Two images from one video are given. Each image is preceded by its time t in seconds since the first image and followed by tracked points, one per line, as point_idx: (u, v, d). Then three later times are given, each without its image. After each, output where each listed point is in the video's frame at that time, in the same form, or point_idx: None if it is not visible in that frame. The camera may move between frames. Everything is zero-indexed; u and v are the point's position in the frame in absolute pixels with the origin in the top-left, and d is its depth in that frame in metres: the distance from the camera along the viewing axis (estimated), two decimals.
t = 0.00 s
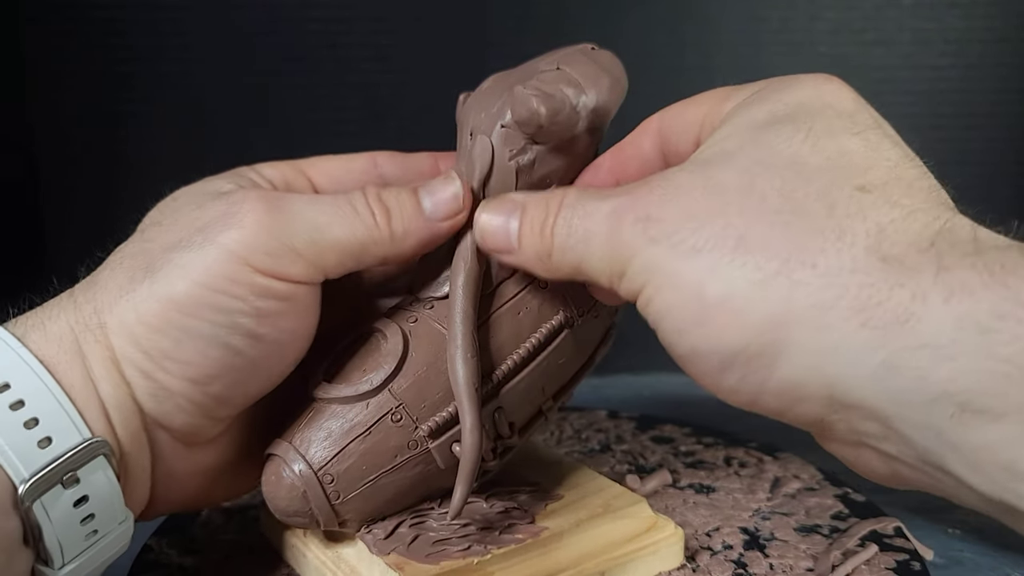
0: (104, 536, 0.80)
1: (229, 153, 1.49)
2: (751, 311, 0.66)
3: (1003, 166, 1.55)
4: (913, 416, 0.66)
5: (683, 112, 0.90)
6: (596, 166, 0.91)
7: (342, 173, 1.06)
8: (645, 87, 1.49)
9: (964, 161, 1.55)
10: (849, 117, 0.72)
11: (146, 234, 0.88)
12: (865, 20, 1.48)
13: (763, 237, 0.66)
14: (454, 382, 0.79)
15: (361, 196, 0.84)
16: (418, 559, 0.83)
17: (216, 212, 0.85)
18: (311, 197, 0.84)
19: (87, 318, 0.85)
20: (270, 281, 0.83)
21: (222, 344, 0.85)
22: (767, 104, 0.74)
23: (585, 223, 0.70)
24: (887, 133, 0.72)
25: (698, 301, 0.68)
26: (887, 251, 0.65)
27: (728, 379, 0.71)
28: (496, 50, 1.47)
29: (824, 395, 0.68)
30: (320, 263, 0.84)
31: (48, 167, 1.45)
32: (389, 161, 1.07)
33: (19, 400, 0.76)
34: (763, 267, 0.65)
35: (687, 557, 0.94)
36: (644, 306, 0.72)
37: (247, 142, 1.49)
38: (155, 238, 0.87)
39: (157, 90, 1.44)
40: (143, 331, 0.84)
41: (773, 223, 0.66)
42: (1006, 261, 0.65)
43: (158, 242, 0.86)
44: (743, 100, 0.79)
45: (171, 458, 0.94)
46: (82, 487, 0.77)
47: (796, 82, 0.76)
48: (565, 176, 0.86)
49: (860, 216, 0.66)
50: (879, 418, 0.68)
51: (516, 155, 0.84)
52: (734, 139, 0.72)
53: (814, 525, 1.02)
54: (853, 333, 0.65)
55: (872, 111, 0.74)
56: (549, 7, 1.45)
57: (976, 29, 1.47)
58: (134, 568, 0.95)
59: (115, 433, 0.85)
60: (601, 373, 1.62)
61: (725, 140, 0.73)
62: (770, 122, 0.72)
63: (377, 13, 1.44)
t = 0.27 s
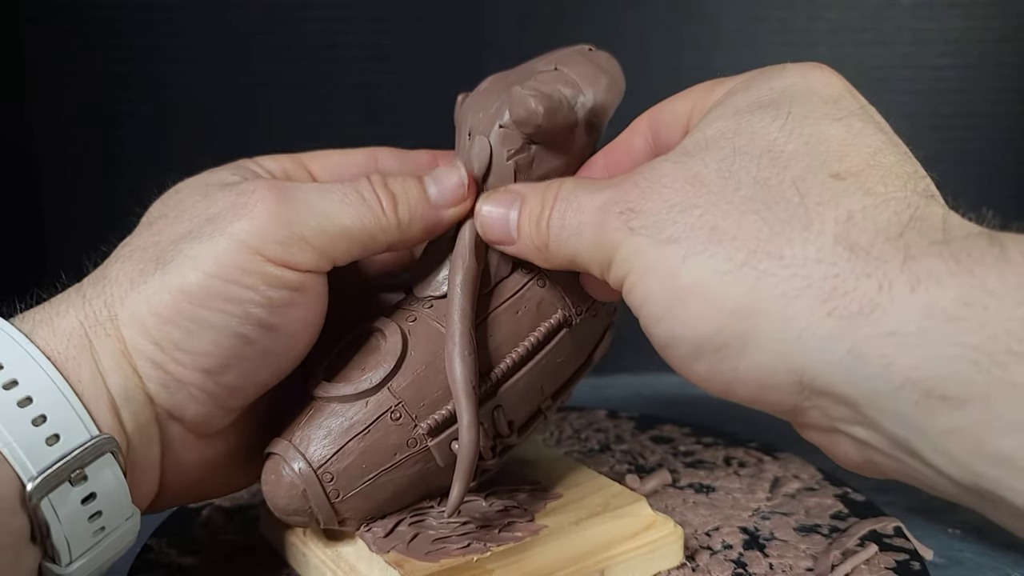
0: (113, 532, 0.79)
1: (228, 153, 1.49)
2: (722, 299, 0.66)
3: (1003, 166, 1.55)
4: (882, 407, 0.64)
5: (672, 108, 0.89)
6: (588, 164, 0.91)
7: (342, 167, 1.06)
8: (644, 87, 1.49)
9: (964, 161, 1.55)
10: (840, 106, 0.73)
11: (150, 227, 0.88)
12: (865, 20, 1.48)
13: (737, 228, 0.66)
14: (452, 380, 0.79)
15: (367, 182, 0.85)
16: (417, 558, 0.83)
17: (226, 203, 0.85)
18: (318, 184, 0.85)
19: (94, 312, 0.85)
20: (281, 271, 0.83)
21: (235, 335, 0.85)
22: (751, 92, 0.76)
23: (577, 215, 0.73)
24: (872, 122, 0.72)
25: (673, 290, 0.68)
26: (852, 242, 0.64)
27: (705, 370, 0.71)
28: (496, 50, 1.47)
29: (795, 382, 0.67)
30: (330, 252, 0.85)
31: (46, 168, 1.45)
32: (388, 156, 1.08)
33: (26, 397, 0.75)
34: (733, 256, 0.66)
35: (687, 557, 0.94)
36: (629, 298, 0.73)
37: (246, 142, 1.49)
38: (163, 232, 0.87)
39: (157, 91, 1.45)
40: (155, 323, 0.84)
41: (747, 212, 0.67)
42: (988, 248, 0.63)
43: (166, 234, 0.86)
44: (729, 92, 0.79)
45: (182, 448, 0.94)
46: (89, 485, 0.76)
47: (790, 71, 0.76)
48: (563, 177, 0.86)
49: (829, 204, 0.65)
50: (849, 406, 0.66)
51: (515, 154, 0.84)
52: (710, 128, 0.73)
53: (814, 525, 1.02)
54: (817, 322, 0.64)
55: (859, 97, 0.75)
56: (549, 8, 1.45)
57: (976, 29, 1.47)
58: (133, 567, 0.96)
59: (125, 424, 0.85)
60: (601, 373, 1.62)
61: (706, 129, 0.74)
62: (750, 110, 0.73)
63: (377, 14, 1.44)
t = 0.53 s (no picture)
0: (124, 534, 0.78)
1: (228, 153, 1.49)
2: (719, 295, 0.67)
3: (1002, 166, 1.55)
4: (881, 404, 0.64)
5: (668, 104, 0.90)
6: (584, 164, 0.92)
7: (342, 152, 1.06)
8: (645, 87, 1.49)
9: (964, 161, 1.55)
10: (834, 101, 0.73)
11: (163, 223, 0.88)
12: (865, 20, 1.48)
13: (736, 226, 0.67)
14: (452, 379, 0.79)
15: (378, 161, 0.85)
16: (417, 556, 0.83)
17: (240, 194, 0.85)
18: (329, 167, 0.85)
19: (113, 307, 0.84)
20: (302, 259, 0.83)
21: (260, 326, 0.84)
22: (747, 87, 0.76)
23: (578, 212, 0.74)
24: (867, 115, 0.73)
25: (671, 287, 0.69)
26: (848, 236, 0.64)
27: (704, 367, 0.71)
28: (496, 50, 1.47)
29: (793, 378, 0.67)
30: (348, 234, 0.85)
31: (46, 168, 1.45)
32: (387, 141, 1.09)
33: (42, 398, 0.74)
34: (730, 252, 0.66)
35: (687, 557, 0.94)
36: (628, 295, 0.73)
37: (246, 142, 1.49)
38: (178, 225, 0.86)
39: (157, 91, 1.45)
40: (179, 320, 0.83)
41: (742, 208, 0.67)
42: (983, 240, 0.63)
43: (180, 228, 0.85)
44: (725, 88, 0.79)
45: (201, 444, 0.93)
46: (104, 487, 0.75)
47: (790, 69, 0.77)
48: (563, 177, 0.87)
49: (824, 199, 0.66)
50: (847, 401, 0.66)
51: (513, 154, 0.84)
52: (707, 124, 0.74)
53: (814, 525, 1.02)
54: (813, 318, 0.64)
55: (854, 91, 0.76)
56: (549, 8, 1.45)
57: (976, 29, 1.47)
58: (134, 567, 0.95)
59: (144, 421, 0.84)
60: (601, 372, 1.62)
61: (705, 125, 0.74)
62: (745, 105, 0.74)
63: (377, 13, 1.45)
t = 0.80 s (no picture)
0: (130, 516, 0.78)
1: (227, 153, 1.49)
2: (727, 284, 0.66)
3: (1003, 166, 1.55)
4: (887, 390, 0.64)
5: (668, 102, 0.90)
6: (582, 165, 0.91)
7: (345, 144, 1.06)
8: (645, 87, 1.49)
9: (964, 161, 1.55)
10: (836, 96, 0.73)
11: (161, 198, 0.86)
12: (864, 20, 1.48)
13: (746, 214, 0.66)
14: (452, 379, 0.79)
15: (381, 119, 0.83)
16: (417, 557, 0.83)
17: (240, 162, 0.84)
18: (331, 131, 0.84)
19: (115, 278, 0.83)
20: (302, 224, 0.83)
21: (264, 291, 0.83)
22: (748, 83, 0.76)
23: (581, 213, 0.75)
24: (868, 108, 0.73)
25: (678, 278, 0.68)
26: (856, 221, 0.64)
27: (712, 358, 0.71)
28: (496, 50, 1.47)
29: (802, 367, 0.67)
30: (353, 198, 0.84)
31: (45, 167, 1.45)
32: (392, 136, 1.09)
33: (41, 376, 0.73)
34: (736, 244, 0.66)
35: (687, 557, 0.94)
36: (634, 290, 0.73)
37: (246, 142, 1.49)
38: (180, 198, 0.85)
39: (156, 91, 1.45)
40: (185, 288, 0.82)
41: (749, 199, 0.67)
42: (993, 227, 0.62)
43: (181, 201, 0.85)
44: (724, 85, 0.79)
45: (211, 422, 0.90)
46: (105, 467, 0.75)
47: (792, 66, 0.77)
48: (563, 176, 0.86)
49: (831, 187, 0.65)
50: (860, 391, 0.66)
51: (513, 153, 0.84)
52: (709, 122, 0.74)
53: (814, 525, 1.02)
54: (822, 308, 0.63)
55: (854, 86, 0.76)
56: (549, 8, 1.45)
57: (976, 29, 1.47)
58: (133, 567, 0.95)
59: (150, 397, 0.82)
60: (601, 372, 1.62)
61: (706, 121, 0.74)
62: (745, 101, 0.74)
63: (377, 14, 1.45)
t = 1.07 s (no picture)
0: (139, 496, 0.77)
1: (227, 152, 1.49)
2: (730, 284, 0.66)
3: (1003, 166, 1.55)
4: (895, 384, 0.64)
5: (667, 99, 0.90)
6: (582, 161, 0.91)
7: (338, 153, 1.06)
8: (645, 87, 1.49)
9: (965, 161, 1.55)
10: (835, 92, 0.74)
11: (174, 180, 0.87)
12: (864, 20, 1.48)
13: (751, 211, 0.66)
14: (451, 380, 0.79)
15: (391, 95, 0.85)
16: (417, 557, 0.83)
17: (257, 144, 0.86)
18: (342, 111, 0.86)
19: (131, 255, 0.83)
20: (317, 197, 0.84)
21: (280, 263, 0.84)
22: (748, 80, 0.77)
23: (581, 213, 0.74)
24: (867, 104, 0.73)
25: (681, 278, 0.68)
26: (859, 218, 0.64)
27: (718, 356, 0.70)
28: (496, 50, 1.47)
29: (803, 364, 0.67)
30: (366, 173, 0.85)
31: (45, 168, 1.44)
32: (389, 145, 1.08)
33: (47, 352, 0.73)
34: (739, 241, 0.66)
35: (687, 557, 0.94)
36: (638, 289, 0.73)
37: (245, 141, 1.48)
38: (191, 179, 0.86)
39: (156, 91, 1.45)
40: (201, 259, 0.83)
41: (752, 196, 0.67)
42: (997, 219, 0.62)
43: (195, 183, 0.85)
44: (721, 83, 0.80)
45: (218, 402, 0.89)
46: (113, 443, 0.74)
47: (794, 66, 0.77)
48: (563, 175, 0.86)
49: (832, 182, 0.66)
50: (867, 384, 0.66)
51: (513, 153, 0.83)
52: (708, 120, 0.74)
53: (814, 525, 1.02)
54: (829, 303, 0.63)
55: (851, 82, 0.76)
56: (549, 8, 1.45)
57: (975, 29, 1.47)
58: (132, 567, 0.95)
59: (159, 371, 0.82)
60: (600, 372, 1.62)
61: (705, 119, 0.75)
62: (745, 99, 0.74)
63: (377, 14, 1.44)
